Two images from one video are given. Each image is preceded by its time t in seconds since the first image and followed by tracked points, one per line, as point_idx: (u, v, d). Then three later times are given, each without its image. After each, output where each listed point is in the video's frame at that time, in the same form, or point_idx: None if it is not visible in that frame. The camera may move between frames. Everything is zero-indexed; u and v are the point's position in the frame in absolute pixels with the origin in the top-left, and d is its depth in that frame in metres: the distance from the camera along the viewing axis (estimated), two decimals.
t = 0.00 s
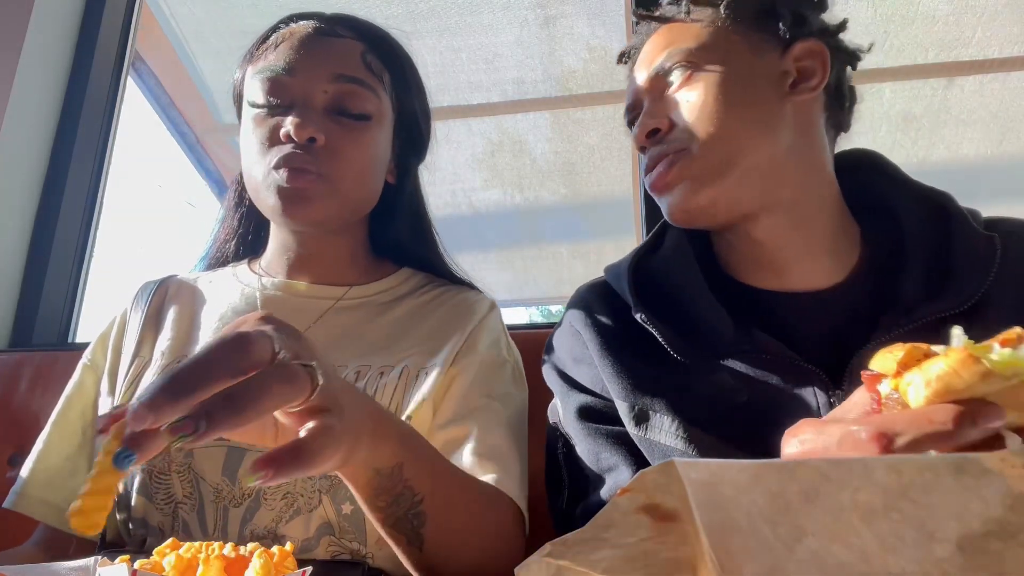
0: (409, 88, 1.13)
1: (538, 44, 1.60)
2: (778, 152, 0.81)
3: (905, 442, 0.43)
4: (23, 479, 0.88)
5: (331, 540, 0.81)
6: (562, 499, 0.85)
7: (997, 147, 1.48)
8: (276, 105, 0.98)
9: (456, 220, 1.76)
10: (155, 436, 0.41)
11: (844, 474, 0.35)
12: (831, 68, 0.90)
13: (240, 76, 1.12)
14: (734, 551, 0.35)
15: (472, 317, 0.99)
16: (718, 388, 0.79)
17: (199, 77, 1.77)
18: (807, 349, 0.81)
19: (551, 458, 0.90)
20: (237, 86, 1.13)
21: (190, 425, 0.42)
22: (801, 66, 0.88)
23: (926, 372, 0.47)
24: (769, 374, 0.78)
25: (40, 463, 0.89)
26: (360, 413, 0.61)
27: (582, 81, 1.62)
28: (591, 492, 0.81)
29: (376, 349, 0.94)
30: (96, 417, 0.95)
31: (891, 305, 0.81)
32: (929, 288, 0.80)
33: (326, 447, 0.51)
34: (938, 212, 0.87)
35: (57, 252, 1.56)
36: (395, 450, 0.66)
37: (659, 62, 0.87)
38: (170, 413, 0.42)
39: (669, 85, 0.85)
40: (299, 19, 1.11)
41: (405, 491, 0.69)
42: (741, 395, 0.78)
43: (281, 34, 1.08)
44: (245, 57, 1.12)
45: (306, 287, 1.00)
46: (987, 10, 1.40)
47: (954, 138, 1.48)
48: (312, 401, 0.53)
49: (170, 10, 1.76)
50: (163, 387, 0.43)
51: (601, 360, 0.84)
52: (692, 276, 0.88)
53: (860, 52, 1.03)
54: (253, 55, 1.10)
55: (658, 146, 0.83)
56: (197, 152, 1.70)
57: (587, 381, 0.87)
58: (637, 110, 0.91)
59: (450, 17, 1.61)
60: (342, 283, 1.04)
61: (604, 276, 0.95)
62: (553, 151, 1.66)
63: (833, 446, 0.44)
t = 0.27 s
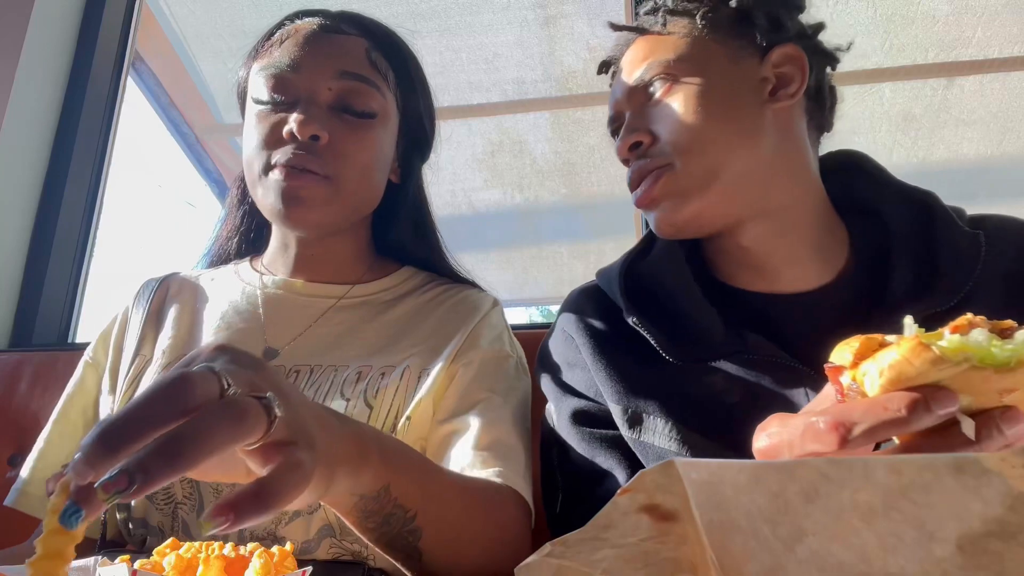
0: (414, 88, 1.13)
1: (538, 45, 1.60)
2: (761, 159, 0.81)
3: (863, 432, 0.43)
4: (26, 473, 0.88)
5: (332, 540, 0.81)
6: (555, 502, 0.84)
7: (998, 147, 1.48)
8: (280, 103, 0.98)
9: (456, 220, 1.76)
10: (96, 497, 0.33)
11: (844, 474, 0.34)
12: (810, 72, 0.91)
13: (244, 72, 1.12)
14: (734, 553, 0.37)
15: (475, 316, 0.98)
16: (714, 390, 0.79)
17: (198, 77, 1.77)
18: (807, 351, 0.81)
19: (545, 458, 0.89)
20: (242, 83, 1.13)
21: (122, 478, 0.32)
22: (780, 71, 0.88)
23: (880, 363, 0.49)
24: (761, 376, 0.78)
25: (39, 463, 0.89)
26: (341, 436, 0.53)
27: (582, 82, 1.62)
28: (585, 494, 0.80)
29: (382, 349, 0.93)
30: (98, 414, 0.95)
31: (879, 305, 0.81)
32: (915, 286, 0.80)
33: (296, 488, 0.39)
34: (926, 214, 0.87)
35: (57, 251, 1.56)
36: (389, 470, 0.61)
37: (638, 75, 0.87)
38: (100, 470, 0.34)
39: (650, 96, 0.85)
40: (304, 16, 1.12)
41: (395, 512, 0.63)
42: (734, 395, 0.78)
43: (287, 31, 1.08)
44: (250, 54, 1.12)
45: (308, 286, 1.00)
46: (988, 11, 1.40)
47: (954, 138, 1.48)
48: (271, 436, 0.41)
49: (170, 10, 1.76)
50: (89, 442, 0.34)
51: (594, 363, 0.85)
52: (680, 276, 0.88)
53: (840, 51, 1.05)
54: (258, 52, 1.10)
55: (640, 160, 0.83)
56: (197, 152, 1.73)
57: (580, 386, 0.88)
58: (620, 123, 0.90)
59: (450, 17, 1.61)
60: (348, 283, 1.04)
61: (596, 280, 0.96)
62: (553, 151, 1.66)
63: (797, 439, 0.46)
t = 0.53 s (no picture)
0: (420, 87, 1.13)
1: (538, 45, 1.60)
2: (745, 170, 0.81)
3: (851, 427, 0.44)
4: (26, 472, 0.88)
5: (335, 543, 0.81)
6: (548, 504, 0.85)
7: (998, 146, 1.48)
8: (284, 100, 0.97)
9: (456, 220, 1.76)
10: (80, 514, 0.33)
11: (845, 474, 0.34)
12: (796, 78, 0.91)
13: (248, 69, 1.12)
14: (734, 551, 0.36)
15: (478, 316, 0.98)
16: (704, 392, 0.79)
17: (197, 76, 1.76)
18: (804, 350, 0.80)
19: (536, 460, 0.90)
20: (245, 79, 1.13)
21: (103, 491, 0.32)
22: (766, 79, 0.88)
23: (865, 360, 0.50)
24: (751, 383, 0.78)
25: (40, 462, 0.89)
26: (337, 442, 0.54)
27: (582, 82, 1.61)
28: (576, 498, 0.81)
29: (384, 350, 0.93)
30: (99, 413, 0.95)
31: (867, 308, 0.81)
32: (903, 286, 0.81)
33: (289, 495, 0.41)
34: (912, 212, 0.88)
35: (57, 251, 1.56)
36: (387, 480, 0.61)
37: (622, 77, 0.85)
38: (85, 485, 0.34)
39: (635, 102, 0.84)
40: (308, 13, 1.12)
41: (398, 519, 0.64)
42: (723, 398, 0.78)
43: (292, 27, 1.08)
44: (254, 51, 1.12)
45: (311, 285, 1.00)
46: (987, 11, 1.40)
47: (954, 138, 1.48)
48: (261, 446, 0.42)
49: (170, 10, 1.76)
50: (75, 458, 0.34)
51: (584, 369, 0.86)
52: (669, 281, 0.88)
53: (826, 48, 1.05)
54: (263, 48, 1.10)
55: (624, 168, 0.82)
56: (197, 152, 1.72)
57: (571, 392, 0.88)
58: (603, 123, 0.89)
59: (450, 17, 1.61)
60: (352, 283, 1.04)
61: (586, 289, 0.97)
62: (553, 151, 1.66)
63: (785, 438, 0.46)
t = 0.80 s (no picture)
0: (425, 87, 1.14)
1: (538, 45, 1.60)
2: (752, 176, 0.82)
3: (877, 437, 0.43)
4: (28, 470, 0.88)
5: (338, 545, 0.79)
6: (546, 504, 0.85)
7: (998, 146, 1.48)
8: (290, 99, 0.98)
9: (457, 220, 1.76)
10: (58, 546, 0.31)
11: (844, 474, 0.34)
12: (807, 80, 0.91)
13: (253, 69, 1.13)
14: (735, 554, 0.37)
15: (481, 316, 0.98)
16: (706, 391, 0.80)
17: (196, 74, 1.75)
18: (800, 350, 0.81)
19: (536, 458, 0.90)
20: (252, 79, 1.14)
21: (83, 524, 0.30)
22: (778, 81, 0.89)
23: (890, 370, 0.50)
24: (753, 380, 0.78)
25: (40, 462, 0.89)
26: (337, 454, 0.52)
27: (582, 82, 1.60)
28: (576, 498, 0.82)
29: (388, 351, 0.93)
30: (101, 412, 0.95)
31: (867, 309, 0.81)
32: (905, 285, 0.81)
33: (282, 521, 0.39)
34: (916, 210, 0.87)
35: (58, 251, 1.56)
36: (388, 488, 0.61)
37: (633, 77, 0.85)
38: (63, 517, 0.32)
39: (645, 104, 0.84)
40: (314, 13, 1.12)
41: (399, 528, 0.63)
42: (724, 397, 0.79)
43: (298, 26, 1.08)
44: (260, 50, 1.13)
45: (314, 285, 1.01)
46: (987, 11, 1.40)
47: (954, 138, 1.48)
48: (250, 470, 0.40)
49: (170, 9, 1.76)
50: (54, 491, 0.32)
51: (584, 369, 0.86)
52: (672, 278, 0.88)
53: (831, 43, 1.04)
54: (268, 46, 1.10)
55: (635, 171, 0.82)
56: (197, 152, 1.73)
57: (570, 392, 0.88)
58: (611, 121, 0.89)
59: (450, 17, 1.62)
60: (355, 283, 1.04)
61: (587, 286, 0.96)
62: (553, 151, 1.66)
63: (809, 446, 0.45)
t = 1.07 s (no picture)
0: (429, 87, 1.14)
1: (538, 45, 1.59)
2: (765, 171, 0.82)
3: (891, 436, 0.43)
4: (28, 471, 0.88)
5: (338, 546, 0.78)
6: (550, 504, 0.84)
7: (997, 146, 1.48)
8: (293, 98, 0.97)
9: (457, 220, 1.76)
10: None
11: (844, 474, 0.34)
12: (820, 77, 0.91)
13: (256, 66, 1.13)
14: (736, 553, 0.37)
15: (482, 317, 0.98)
16: (709, 387, 0.80)
17: (198, 76, 1.76)
18: (805, 346, 0.81)
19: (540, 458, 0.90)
20: (254, 77, 1.14)
21: (78, 562, 0.31)
22: (791, 78, 0.89)
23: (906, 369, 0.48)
24: (755, 375, 0.78)
25: (40, 462, 0.89)
26: (336, 465, 0.52)
27: (582, 81, 1.60)
28: (581, 495, 0.81)
29: (388, 351, 0.93)
30: (101, 412, 0.95)
31: (873, 309, 0.81)
32: (911, 282, 0.80)
33: (277, 549, 0.39)
34: (923, 209, 0.86)
35: (58, 250, 1.56)
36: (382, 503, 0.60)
37: (647, 71, 0.85)
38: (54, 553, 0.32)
39: (658, 98, 0.84)
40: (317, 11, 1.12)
41: (401, 537, 0.63)
42: (726, 391, 0.79)
43: (302, 25, 1.08)
44: (263, 47, 1.13)
45: (314, 284, 1.01)
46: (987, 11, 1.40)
47: (954, 138, 1.48)
48: (244, 495, 0.40)
49: (169, 9, 1.76)
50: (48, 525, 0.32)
51: (587, 362, 0.85)
52: (676, 275, 0.88)
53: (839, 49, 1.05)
54: (272, 44, 1.10)
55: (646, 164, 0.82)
56: (197, 153, 1.73)
57: (573, 386, 0.88)
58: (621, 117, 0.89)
59: (451, 17, 1.62)
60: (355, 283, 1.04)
61: (591, 281, 0.96)
62: (553, 151, 1.66)
63: (820, 443, 0.44)
